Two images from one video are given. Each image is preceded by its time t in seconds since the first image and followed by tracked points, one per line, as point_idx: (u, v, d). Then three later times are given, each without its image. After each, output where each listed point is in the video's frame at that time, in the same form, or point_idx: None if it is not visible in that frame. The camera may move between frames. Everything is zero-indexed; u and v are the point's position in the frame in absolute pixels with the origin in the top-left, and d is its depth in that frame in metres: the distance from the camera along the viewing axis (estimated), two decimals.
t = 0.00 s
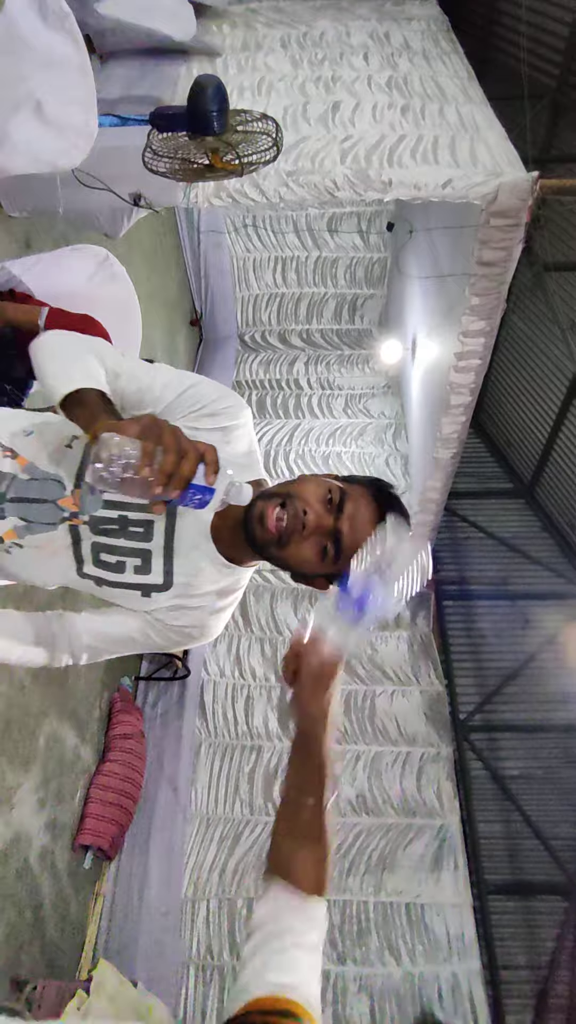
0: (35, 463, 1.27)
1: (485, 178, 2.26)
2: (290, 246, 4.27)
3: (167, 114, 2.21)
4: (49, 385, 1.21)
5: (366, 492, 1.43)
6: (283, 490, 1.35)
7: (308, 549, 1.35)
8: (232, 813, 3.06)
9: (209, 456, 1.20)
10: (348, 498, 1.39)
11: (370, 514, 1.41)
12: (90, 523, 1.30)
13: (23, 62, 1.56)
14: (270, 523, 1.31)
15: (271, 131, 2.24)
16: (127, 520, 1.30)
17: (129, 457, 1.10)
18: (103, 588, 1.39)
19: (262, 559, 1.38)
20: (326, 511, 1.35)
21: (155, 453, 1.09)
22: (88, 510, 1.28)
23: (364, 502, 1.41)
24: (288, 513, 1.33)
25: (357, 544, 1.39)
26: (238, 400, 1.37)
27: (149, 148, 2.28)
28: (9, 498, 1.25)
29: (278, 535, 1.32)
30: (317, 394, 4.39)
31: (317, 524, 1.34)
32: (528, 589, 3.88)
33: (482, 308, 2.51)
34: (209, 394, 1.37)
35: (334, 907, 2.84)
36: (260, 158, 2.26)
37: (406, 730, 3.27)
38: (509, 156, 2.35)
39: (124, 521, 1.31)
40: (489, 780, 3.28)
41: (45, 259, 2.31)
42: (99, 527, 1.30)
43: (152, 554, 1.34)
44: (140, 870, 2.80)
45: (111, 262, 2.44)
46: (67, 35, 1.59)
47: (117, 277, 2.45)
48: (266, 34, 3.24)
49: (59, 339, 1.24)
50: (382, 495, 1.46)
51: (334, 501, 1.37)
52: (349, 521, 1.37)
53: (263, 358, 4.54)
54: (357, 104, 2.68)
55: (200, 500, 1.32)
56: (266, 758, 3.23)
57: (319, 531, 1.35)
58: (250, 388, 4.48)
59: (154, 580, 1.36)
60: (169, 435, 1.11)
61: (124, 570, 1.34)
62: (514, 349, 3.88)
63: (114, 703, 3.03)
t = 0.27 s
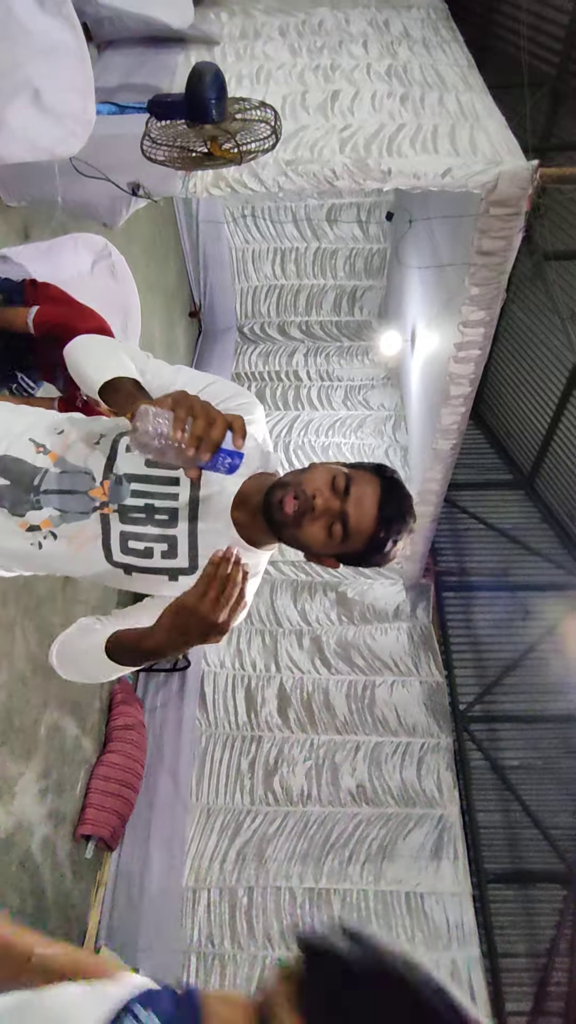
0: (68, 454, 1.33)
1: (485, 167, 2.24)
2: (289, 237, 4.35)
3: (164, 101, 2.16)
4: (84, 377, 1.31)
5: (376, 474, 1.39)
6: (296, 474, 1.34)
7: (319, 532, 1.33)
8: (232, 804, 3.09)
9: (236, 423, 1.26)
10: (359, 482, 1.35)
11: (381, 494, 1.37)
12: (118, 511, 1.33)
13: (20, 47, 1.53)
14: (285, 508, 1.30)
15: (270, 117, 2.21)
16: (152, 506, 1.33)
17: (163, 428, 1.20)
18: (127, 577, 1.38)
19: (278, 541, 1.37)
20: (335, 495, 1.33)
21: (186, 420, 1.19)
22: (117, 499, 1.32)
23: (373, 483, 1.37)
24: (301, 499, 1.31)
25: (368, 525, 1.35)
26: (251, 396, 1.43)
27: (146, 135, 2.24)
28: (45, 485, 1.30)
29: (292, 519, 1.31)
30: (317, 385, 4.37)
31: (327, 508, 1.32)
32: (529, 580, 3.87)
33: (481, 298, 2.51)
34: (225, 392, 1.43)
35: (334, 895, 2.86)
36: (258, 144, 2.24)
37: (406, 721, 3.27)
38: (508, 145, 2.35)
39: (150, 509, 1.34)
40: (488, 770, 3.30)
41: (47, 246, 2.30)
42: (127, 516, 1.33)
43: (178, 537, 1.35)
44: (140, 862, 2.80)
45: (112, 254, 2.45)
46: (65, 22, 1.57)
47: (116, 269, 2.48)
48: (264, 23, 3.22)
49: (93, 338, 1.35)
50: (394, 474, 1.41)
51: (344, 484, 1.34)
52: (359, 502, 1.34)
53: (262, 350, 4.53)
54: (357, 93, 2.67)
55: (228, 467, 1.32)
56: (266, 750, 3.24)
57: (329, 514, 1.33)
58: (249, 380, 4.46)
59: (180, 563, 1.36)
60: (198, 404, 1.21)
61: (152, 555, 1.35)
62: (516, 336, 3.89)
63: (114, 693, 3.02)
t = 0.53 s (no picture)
0: (83, 439, 1.33)
1: (485, 161, 2.24)
2: (289, 233, 4.36)
3: (163, 95, 2.13)
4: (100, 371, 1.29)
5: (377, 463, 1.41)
6: (299, 467, 1.37)
7: (323, 523, 1.36)
8: (233, 799, 3.09)
9: (230, 423, 1.20)
10: (360, 472, 1.37)
11: (381, 483, 1.39)
12: (130, 496, 1.33)
13: (19, 41, 1.53)
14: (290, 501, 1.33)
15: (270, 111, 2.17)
16: (164, 492, 1.34)
17: (159, 423, 1.15)
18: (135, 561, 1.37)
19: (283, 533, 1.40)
20: (337, 487, 1.35)
21: (181, 417, 1.13)
22: (130, 485, 1.32)
23: (374, 471, 1.39)
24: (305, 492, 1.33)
25: (371, 513, 1.38)
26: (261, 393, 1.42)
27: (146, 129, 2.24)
28: (57, 468, 1.30)
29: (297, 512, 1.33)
30: (317, 381, 4.36)
31: (330, 499, 1.35)
32: (529, 575, 3.88)
33: (481, 293, 2.50)
34: (238, 387, 1.42)
35: (333, 891, 2.86)
36: (258, 138, 2.21)
37: (406, 716, 3.28)
38: (508, 139, 2.35)
39: (162, 495, 1.34)
40: (487, 765, 3.31)
41: (50, 242, 2.32)
42: (138, 501, 1.33)
43: (187, 524, 1.35)
44: (142, 857, 2.86)
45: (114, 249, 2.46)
46: (65, 16, 1.57)
47: (118, 269, 2.48)
48: (264, 17, 3.21)
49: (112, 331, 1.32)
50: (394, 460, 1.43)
51: (346, 475, 1.36)
52: (361, 492, 1.36)
53: (262, 346, 4.49)
54: (357, 87, 2.65)
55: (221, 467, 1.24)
56: (266, 746, 3.23)
57: (332, 505, 1.35)
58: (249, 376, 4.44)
59: (187, 551, 1.36)
60: (196, 402, 1.15)
61: (160, 540, 1.35)
62: (516, 331, 3.89)
63: (115, 689, 3.03)
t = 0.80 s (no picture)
0: (81, 433, 1.32)
1: (485, 160, 2.24)
2: (288, 231, 4.37)
3: (163, 91, 2.11)
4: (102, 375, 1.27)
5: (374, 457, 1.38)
6: (293, 462, 1.34)
7: (318, 519, 1.35)
8: (232, 797, 3.11)
9: (235, 439, 1.18)
10: (355, 467, 1.35)
11: (377, 479, 1.37)
12: (129, 491, 1.34)
13: (18, 38, 1.53)
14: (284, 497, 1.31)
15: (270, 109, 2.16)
16: (161, 486, 1.35)
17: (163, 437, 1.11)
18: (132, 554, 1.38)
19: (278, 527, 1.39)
20: (332, 483, 1.33)
21: (188, 433, 1.11)
22: (128, 480, 1.33)
23: (370, 467, 1.37)
24: (298, 489, 1.32)
25: (365, 509, 1.36)
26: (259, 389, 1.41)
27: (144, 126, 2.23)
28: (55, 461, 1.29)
29: (291, 508, 1.32)
30: (316, 379, 4.35)
31: (324, 496, 1.33)
32: (528, 574, 3.88)
33: (481, 292, 2.50)
34: (237, 384, 1.41)
35: (332, 888, 2.87)
36: (259, 136, 2.20)
37: (405, 714, 3.29)
38: (508, 136, 2.34)
39: (159, 489, 1.35)
40: (486, 762, 3.32)
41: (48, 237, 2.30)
42: (135, 496, 1.34)
43: (185, 517, 1.36)
44: (141, 854, 2.85)
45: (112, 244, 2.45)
46: (64, 13, 1.56)
47: (116, 258, 2.44)
48: (264, 13, 3.19)
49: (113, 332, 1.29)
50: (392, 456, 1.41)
51: (340, 472, 1.34)
52: (355, 489, 1.34)
53: (261, 344, 4.49)
54: (357, 85, 2.64)
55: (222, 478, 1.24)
56: (265, 745, 3.24)
57: (327, 502, 1.34)
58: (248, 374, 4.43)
59: (185, 547, 1.37)
60: (202, 417, 1.13)
61: (158, 535, 1.35)
62: (516, 330, 3.89)
63: (114, 687, 3.03)
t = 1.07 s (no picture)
0: (66, 435, 1.32)
1: (486, 161, 2.23)
2: (289, 232, 4.39)
3: (164, 92, 2.12)
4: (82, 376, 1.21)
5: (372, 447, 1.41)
6: (294, 452, 1.35)
7: (320, 508, 1.35)
8: (234, 797, 3.11)
9: (222, 436, 1.16)
10: (356, 456, 1.37)
11: (377, 467, 1.39)
12: (121, 491, 1.33)
13: (18, 39, 1.52)
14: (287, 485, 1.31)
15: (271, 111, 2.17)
16: (154, 484, 1.34)
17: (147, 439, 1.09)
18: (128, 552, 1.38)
19: (280, 519, 1.38)
20: (335, 471, 1.34)
21: (171, 433, 1.08)
22: (119, 481, 1.32)
23: (369, 455, 1.39)
24: (302, 476, 1.32)
25: (367, 497, 1.38)
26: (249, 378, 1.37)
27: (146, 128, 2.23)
28: (42, 467, 1.30)
29: (294, 497, 1.31)
30: (317, 379, 4.34)
31: (327, 484, 1.34)
32: (528, 574, 3.88)
33: (482, 293, 2.50)
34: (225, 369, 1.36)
35: (333, 889, 2.87)
36: (259, 137, 2.20)
37: (405, 715, 3.29)
38: (509, 137, 2.34)
39: (153, 489, 1.34)
40: (487, 763, 3.32)
41: (51, 239, 2.32)
42: (129, 495, 1.34)
43: (180, 516, 1.35)
44: (142, 856, 2.85)
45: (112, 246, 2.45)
46: (65, 14, 1.56)
47: (117, 262, 2.45)
48: (265, 14, 3.20)
49: (91, 328, 1.24)
50: (387, 444, 1.44)
51: (342, 460, 1.36)
52: (357, 476, 1.36)
53: (262, 345, 4.50)
54: (358, 87, 2.65)
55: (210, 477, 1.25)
56: (265, 747, 3.24)
57: (329, 491, 1.34)
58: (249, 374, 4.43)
59: (182, 546, 1.37)
60: (185, 415, 1.09)
61: (154, 534, 1.35)
62: (517, 331, 3.90)
63: (115, 688, 3.03)
